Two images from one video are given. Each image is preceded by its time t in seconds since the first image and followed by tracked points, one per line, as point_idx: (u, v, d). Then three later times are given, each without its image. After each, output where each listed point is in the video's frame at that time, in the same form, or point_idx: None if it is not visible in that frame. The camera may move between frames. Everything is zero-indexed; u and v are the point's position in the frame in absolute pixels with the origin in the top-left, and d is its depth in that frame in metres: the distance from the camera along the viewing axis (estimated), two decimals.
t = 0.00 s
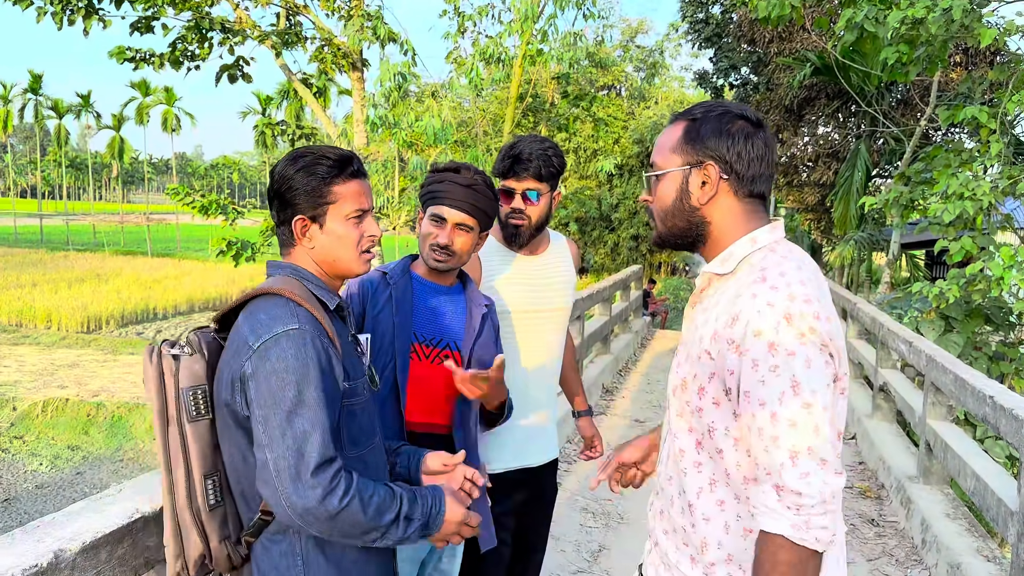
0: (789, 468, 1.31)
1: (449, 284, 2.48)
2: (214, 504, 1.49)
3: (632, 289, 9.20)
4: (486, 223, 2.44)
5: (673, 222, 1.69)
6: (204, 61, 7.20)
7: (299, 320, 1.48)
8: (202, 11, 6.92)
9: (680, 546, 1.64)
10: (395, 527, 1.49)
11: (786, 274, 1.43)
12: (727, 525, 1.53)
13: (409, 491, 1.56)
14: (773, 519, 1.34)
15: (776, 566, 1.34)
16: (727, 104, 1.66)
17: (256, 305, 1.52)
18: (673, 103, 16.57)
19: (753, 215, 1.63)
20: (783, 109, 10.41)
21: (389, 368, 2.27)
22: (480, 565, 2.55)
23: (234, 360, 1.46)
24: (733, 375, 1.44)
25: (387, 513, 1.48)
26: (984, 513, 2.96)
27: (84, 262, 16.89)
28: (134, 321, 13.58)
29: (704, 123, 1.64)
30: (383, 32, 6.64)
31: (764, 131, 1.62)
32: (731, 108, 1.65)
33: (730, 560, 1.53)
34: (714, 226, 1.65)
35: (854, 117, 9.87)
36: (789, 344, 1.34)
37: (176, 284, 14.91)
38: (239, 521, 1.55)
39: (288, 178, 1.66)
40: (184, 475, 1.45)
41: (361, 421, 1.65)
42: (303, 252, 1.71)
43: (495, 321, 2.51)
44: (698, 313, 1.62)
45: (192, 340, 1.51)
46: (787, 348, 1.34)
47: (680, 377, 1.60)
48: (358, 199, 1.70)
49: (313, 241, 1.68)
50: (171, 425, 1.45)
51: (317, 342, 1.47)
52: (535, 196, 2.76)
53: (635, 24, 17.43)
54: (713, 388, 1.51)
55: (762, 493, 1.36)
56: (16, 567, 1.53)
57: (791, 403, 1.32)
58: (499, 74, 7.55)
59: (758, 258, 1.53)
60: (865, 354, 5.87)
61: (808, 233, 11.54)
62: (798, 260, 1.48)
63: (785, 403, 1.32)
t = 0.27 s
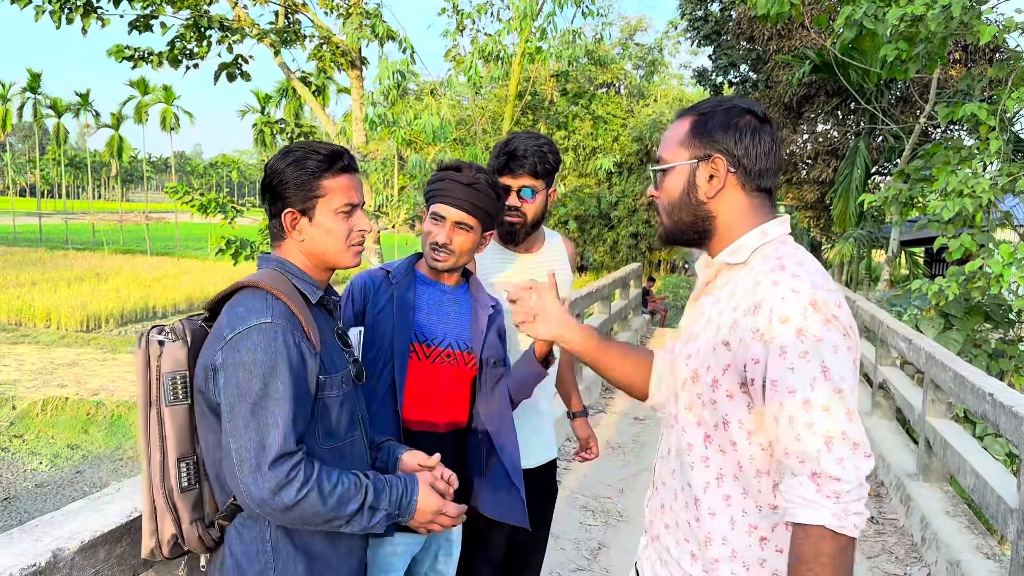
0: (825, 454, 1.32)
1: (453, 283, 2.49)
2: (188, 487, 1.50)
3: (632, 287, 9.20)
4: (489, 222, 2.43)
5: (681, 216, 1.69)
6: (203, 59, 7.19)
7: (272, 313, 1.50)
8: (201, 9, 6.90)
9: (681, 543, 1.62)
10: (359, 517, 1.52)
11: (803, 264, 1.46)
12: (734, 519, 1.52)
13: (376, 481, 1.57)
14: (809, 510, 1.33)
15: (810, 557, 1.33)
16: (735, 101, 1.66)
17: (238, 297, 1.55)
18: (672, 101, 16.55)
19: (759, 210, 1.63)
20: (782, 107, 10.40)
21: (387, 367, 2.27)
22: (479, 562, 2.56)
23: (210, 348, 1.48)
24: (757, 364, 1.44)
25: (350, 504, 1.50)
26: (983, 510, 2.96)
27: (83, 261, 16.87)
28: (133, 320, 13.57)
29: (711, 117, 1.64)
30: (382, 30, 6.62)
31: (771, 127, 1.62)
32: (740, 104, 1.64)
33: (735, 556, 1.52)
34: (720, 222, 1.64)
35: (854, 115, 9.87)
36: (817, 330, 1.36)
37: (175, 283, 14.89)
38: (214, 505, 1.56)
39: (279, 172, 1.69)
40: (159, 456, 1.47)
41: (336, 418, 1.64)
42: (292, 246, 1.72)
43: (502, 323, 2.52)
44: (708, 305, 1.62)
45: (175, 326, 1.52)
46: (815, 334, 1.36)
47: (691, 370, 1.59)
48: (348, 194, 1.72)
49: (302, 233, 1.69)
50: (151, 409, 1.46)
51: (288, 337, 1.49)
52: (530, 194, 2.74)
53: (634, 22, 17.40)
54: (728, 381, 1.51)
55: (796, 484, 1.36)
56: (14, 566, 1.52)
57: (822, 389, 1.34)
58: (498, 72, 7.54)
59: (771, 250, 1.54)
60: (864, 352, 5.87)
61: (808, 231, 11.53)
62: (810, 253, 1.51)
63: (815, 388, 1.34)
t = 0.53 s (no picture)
0: (829, 450, 1.33)
1: (452, 282, 2.50)
2: (175, 494, 1.51)
3: (632, 286, 9.19)
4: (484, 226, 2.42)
5: (688, 208, 1.70)
6: (203, 58, 7.18)
7: (254, 316, 1.50)
8: (201, 8, 6.90)
9: (685, 541, 1.62)
10: (350, 519, 1.52)
11: (818, 263, 1.48)
12: (741, 518, 1.52)
13: (367, 482, 1.58)
14: (804, 504, 1.33)
15: (793, 544, 1.33)
16: (754, 97, 1.66)
17: (223, 300, 1.55)
18: (672, 100, 16.53)
19: (769, 209, 1.65)
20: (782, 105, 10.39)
21: (385, 367, 2.28)
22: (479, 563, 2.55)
23: (194, 353, 1.49)
24: (770, 358, 1.44)
25: (342, 505, 1.50)
26: (985, 509, 2.96)
27: (83, 260, 16.85)
28: (134, 320, 13.56)
29: (731, 111, 1.64)
30: (381, 29, 6.61)
31: (789, 130, 1.63)
32: (760, 102, 1.64)
33: (742, 554, 1.53)
34: (729, 219, 1.66)
35: (854, 113, 9.86)
36: (833, 327, 1.37)
37: (176, 283, 14.87)
38: (204, 510, 1.56)
39: (264, 171, 1.67)
40: (146, 463, 1.48)
41: (322, 423, 1.64)
42: (277, 247, 1.72)
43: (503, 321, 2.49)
44: (718, 299, 1.62)
45: (159, 332, 1.53)
46: (831, 331, 1.37)
47: (700, 365, 1.58)
48: (334, 193, 1.71)
49: (287, 234, 1.70)
50: (138, 415, 1.49)
51: (273, 340, 1.50)
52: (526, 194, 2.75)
53: (634, 20, 17.37)
54: (738, 376, 1.51)
55: (796, 478, 1.36)
56: (12, 568, 1.52)
57: (832, 384, 1.35)
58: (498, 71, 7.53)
59: (786, 247, 1.56)
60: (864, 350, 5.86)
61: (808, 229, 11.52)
62: (823, 255, 1.53)
63: (826, 383, 1.34)
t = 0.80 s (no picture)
0: (829, 450, 1.33)
1: (451, 283, 2.51)
2: (167, 500, 1.51)
3: (634, 286, 9.18)
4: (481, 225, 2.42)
5: (697, 200, 1.70)
6: (204, 58, 7.19)
7: (248, 318, 1.50)
8: (202, 7, 6.90)
9: (685, 541, 1.61)
10: (336, 531, 1.51)
11: (824, 263, 1.48)
12: (741, 518, 1.52)
13: (355, 494, 1.57)
14: (804, 503, 1.34)
15: (793, 544, 1.34)
16: (778, 96, 1.65)
17: (218, 301, 1.55)
18: (674, 100, 16.53)
19: (779, 211, 1.66)
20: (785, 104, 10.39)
21: (381, 369, 2.31)
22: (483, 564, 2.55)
23: (186, 354, 1.48)
24: (773, 357, 1.44)
25: (327, 518, 1.50)
26: (989, 510, 2.95)
27: (85, 260, 16.86)
28: (136, 320, 13.56)
29: (756, 108, 1.63)
30: (383, 29, 6.61)
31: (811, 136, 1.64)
32: (786, 103, 1.64)
33: (744, 554, 1.52)
34: (738, 217, 1.66)
35: (856, 112, 9.86)
36: (838, 327, 1.37)
37: (178, 283, 14.87)
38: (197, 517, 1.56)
39: (260, 169, 1.67)
40: (138, 468, 1.49)
41: (317, 428, 1.63)
42: (274, 246, 1.71)
43: (501, 323, 2.53)
44: (722, 297, 1.62)
45: (154, 333, 1.53)
46: (836, 331, 1.37)
47: (703, 362, 1.57)
48: (332, 192, 1.71)
49: (285, 232, 1.69)
50: (131, 418, 1.50)
51: (265, 342, 1.50)
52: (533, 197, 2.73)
53: (636, 19, 17.37)
54: (742, 374, 1.51)
55: (796, 478, 1.36)
56: (13, 569, 1.52)
57: (835, 384, 1.35)
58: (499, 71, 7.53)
59: (793, 246, 1.55)
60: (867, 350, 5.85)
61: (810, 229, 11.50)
62: (829, 256, 1.53)
63: (829, 383, 1.35)
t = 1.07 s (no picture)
0: (851, 457, 1.33)
1: (449, 284, 2.52)
2: (168, 509, 1.51)
3: (636, 287, 9.18)
4: (477, 221, 2.45)
5: (706, 204, 1.70)
6: (207, 58, 7.20)
7: (251, 322, 1.50)
8: (205, 8, 6.90)
9: (691, 547, 1.61)
10: (348, 532, 1.52)
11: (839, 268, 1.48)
12: (751, 523, 1.52)
13: (365, 494, 1.58)
14: (830, 512, 1.33)
15: (823, 556, 1.33)
16: (788, 100, 1.66)
17: (215, 305, 1.55)
18: (676, 100, 16.52)
19: (789, 215, 1.65)
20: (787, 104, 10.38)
21: (378, 373, 2.32)
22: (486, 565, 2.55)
23: (187, 361, 1.48)
24: (791, 363, 1.44)
25: (339, 518, 1.51)
26: (993, 511, 2.95)
27: (87, 260, 16.86)
28: (138, 320, 13.56)
29: (766, 112, 1.63)
30: (386, 29, 6.62)
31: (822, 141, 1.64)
32: (796, 108, 1.65)
33: (752, 560, 1.52)
34: (748, 222, 1.66)
35: (859, 113, 9.85)
36: (857, 333, 1.37)
37: (180, 283, 14.89)
38: (199, 524, 1.56)
39: (254, 169, 1.67)
40: (139, 477, 1.48)
41: (322, 432, 1.64)
42: (270, 248, 1.71)
43: (501, 323, 2.56)
44: (735, 301, 1.61)
45: (150, 339, 1.54)
46: (854, 337, 1.37)
47: (716, 368, 1.57)
48: (327, 190, 1.72)
49: (281, 233, 1.69)
50: (129, 427, 1.49)
51: (269, 346, 1.49)
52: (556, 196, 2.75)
53: (638, 20, 17.35)
54: (756, 380, 1.51)
55: (819, 486, 1.36)
56: (16, 570, 1.52)
57: (854, 391, 1.35)
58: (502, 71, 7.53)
59: (806, 252, 1.56)
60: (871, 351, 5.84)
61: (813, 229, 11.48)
62: (842, 260, 1.53)
63: (850, 389, 1.35)
